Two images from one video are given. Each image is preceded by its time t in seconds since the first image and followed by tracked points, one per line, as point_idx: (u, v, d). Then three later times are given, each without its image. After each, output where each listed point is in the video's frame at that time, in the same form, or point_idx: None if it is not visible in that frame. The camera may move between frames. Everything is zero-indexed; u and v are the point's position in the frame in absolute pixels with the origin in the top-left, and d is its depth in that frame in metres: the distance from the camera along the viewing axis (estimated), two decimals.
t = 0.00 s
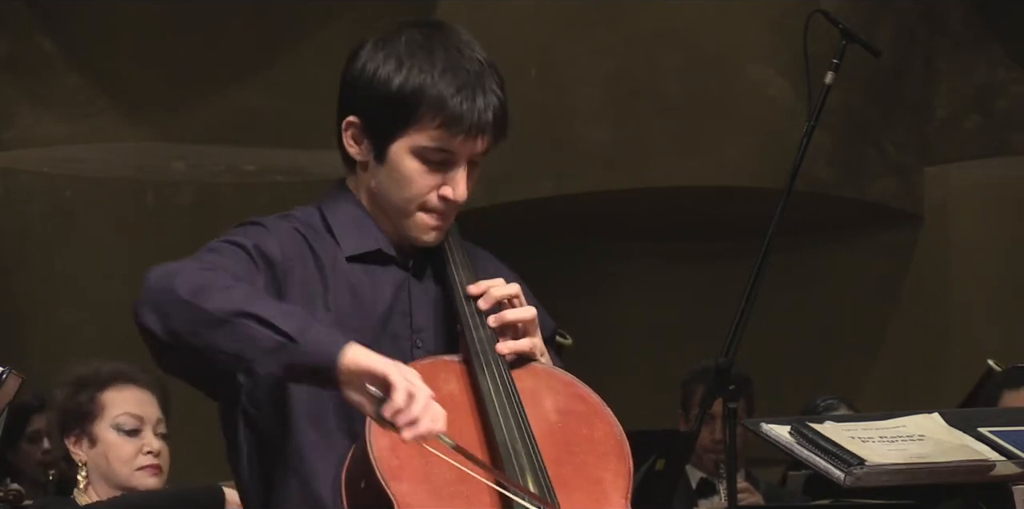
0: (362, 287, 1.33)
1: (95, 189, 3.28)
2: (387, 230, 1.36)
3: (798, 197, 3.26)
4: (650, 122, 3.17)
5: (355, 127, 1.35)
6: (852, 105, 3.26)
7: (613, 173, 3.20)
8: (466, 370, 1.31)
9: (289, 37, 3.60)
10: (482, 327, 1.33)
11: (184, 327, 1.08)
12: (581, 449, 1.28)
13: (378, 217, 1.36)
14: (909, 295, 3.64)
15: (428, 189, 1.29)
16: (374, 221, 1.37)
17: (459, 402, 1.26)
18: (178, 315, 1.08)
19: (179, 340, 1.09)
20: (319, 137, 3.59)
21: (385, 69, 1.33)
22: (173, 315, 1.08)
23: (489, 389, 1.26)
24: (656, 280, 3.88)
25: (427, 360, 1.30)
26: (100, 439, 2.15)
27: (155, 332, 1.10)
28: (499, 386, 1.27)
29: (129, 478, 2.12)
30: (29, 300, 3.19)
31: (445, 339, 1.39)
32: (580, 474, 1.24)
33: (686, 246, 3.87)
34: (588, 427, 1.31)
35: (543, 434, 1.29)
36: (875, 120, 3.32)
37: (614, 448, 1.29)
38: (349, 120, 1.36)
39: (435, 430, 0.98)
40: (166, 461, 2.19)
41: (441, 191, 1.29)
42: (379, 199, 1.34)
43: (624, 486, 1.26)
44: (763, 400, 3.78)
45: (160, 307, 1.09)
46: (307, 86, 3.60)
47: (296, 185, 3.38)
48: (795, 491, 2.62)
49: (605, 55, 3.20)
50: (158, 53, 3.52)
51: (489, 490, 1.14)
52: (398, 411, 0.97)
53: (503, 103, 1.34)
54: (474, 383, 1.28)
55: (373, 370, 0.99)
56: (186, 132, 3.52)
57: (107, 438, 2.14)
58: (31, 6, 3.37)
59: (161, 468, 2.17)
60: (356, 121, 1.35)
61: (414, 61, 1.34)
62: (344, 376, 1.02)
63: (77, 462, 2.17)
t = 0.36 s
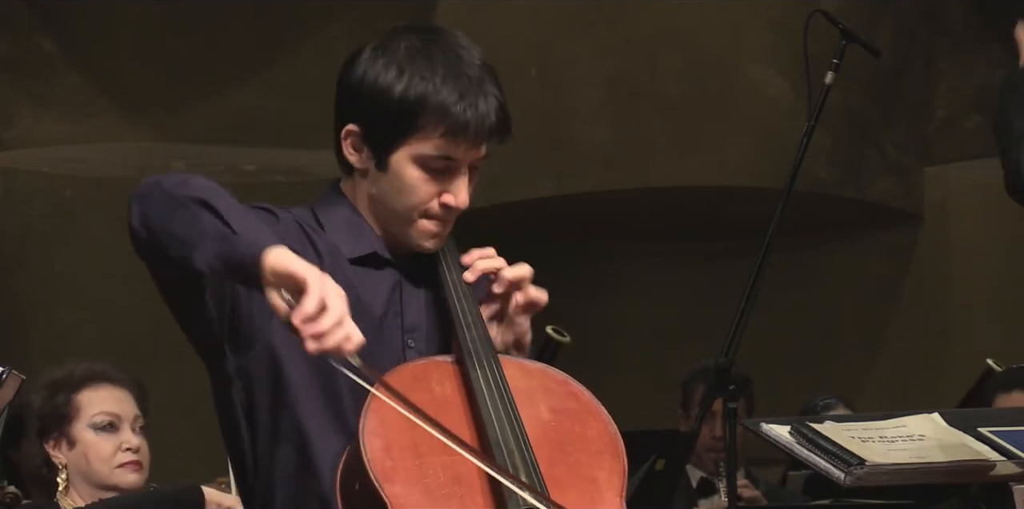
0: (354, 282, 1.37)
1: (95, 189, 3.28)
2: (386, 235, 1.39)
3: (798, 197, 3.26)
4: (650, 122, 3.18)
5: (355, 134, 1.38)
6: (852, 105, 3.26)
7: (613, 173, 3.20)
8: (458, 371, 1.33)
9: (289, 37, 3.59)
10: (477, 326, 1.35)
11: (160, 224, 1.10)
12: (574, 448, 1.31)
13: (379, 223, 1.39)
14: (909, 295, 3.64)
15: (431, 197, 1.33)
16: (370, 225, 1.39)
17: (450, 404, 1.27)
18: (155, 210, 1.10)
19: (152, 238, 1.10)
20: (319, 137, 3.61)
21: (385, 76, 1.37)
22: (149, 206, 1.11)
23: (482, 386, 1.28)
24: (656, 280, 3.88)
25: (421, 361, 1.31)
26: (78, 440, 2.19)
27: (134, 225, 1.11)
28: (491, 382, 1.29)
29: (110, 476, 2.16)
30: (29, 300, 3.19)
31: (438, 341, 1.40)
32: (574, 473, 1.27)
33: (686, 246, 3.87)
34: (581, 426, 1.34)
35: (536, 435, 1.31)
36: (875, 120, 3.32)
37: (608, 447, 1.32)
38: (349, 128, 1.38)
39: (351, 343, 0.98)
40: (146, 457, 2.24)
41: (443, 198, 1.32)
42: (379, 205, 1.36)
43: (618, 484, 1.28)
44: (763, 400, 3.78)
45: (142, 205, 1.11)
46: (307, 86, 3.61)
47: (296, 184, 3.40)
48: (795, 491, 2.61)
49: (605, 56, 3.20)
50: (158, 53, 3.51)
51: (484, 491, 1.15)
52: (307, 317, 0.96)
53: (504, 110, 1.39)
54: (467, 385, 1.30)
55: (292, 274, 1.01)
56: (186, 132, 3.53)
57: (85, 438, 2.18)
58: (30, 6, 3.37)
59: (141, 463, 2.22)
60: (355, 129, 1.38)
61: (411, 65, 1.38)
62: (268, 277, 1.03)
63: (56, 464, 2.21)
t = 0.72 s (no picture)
0: (355, 287, 1.45)
1: (95, 189, 3.28)
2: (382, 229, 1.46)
3: (798, 197, 3.26)
4: (650, 122, 3.17)
5: (350, 127, 1.45)
6: (852, 105, 3.26)
7: (613, 173, 3.20)
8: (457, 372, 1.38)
9: (289, 37, 3.60)
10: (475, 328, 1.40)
11: (223, 346, 1.21)
12: (574, 448, 1.35)
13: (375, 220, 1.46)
14: (909, 295, 3.64)
15: (422, 183, 1.39)
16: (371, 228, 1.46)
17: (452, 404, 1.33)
18: (218, 334, 1.21)
19: (216, 358, 1.22)
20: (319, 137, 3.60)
21: (376, 66, 1.45)
22: (202, 328, 1.21)
23: (478, 383, 1.32)
24: (656, 280, 3.88)
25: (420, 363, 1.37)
26: (69, 443, 2.19)
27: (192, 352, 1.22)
28: (489, 379, 1.34)
29: (101, 478, 2.17)
30: (29, 300, 3.19)
31: (438, 339, 1.48)
32: (575, 474, 1.32)
33: (686, 246, 3.88)
34: (580, 426, 1.38)
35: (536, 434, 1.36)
36: (875, 120, 3.32)
37: (608, 447, 1.36)
38: (341, 118, 1.47)
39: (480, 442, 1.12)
40: (137, 457, 2.25)
41: (435, 186, 1.38)
42: (374, 196, 1.43)
43: (619, 484, 1.34)
44: (763, 400, 3.78)
45: (192, 327, 1.22)
46: (307, 86, 3.61)
47: (296, 184, 3.39)
48: (795, 491, 2.61)
49: (605, 55, 3.20)
50: (158, 53, 3.51)
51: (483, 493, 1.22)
52: (442, 420, 1.11)
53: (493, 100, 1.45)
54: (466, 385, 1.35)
55: (418, 379, 1.16)
56: (186, 132, 3.53)
57: (74, 441, 2.18)
58: (31, 6, 3.36)
59: (132, 463, 2.22)
60: (347, 118, 1.46)
61: (401, 56, 1.45)
62: (396, 385, 1.18)
63: (49, 468, 2.22)
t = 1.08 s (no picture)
0: (372, 301, 1.46)
1: (94, 189, 3.27)
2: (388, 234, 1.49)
3: (798, 197, 3.26)
4: (650, 122, 3.18)
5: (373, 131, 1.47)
6: (852, 105, 3.26)
7: (612, 173, 3.20)
8: (463, 375, 1.43)
9: (289, 37, 3.59)
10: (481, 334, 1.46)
11: (274, 413, 1.14)
12: (579, 452, 1.37)
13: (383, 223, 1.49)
14: (909, 295, 3.64)
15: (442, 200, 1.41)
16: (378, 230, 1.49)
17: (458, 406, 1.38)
18: (273, 405, 1.14)
19: (270, 424, 1.15)
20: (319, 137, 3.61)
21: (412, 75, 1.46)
22: (253, 398, 1.14)
23: (481, 384, 1.38)
24: (656, 279, 3.88)
25: (425, 366, 1.42)
26: (59, 434, 2.24)
27: (243, 418, 1.16)
28: (492, 380, 1.39)
29: (97, 460, 2.23)
30: (29, 300, 3.20)
31: (447, 348, 1.52)
32: (579, 475, 1.34)
33: (686, 246, 3.88)
34: (584, 430, 1.41)
35: (541, 441, 1.38)
36: (875, 120, 3.32)
37: (612, 451, 1.38)
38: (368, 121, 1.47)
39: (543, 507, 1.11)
40: (130, 434, 2.32)
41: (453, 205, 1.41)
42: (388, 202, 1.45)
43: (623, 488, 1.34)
44: (763, 400, 3.79)
45: (242, 397, 1.14)
46: (307, 86, 3.62)
47: (296, 184, 3.38)
48: (795, 491, 2.61)
49: (605, 56, 3.20)
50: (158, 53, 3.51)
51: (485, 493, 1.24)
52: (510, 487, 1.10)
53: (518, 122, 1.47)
54: (473, 390, 1.40)
55: (481, 443, 1.13)
56: (185, 132, 3.53)
57: (67, 429, 2.24)
58: (30, 6, 3.35)
59: (126, 440, 2.29)
60: (389, 160, 1.32)
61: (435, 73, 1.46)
62: (454, 446, 1.15)
63: (43, 464, 2.26)
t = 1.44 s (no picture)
0: (364, 302, 1.55)
1: (94, 189, 3.27)
2: (403, 236, 1.60)
3: (798, 197, 3.26)
4: (650, 122, 3.17)
5: (380, 142, 1.56)
6: (852, 105, 3.26)
7: (612, 173, 3.21)
8: (459, 375, 1.43)
9: (289, 37, 3.59)
10: (476, 333, 1.46)
11: (287, 441, 1.26)
12: (576, 452, 1.38)
13: (398, 232, 1.61)
14: (909, 295, 3.64)
15: (464, 187, 1.53)
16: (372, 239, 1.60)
17: (453, 407, 1.38)
18: (285, 436, 1.26)
19: (284, 454, 1.27)
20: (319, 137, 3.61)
21: (408, 82, 1.55)
22: (265, 428, 1.26)
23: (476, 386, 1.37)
24: (656, 280, 3.88)
25: (421, 366, 1.42)
26: (51, 443, 2.24)
27: (256, 450, 1.27)
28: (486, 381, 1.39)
29: (88, 472, 2.22)
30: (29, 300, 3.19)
31: (438, 345, 1.59)
32: (576, 476, 1.35)
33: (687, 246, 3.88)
34: (582, 430, 1.41)
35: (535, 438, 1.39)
36: (875, 120, 3.32)
37: (609, 450, 1.39)
38: (378, 136, 1.56)
39: None
40: (122, 443, 2.29)
41: (479, 187, 1.53)
42: (411, 207, 1.56)
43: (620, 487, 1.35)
44: (763, 400, 3.79)
45: (256, 431, 1.26)
46: (307, 86, 3.61)
47: (296, 184, 3.39)
48: (795, 491, 2.61)
49: (605, 56, 3.20)
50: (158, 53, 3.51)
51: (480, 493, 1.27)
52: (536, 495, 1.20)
53: (518, 95, 1.56)
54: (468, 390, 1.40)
55: (499, 460, 1.23)
56: (185, 132, 3.52)
57: (57, 441, 2.24)
58: (30, 6, 3.35)
59: (117, 450, 2.27)
60: (386, 136, 1.56)
61: (431, 72, 1.55)
62: (468, 462, 1.26)
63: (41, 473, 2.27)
